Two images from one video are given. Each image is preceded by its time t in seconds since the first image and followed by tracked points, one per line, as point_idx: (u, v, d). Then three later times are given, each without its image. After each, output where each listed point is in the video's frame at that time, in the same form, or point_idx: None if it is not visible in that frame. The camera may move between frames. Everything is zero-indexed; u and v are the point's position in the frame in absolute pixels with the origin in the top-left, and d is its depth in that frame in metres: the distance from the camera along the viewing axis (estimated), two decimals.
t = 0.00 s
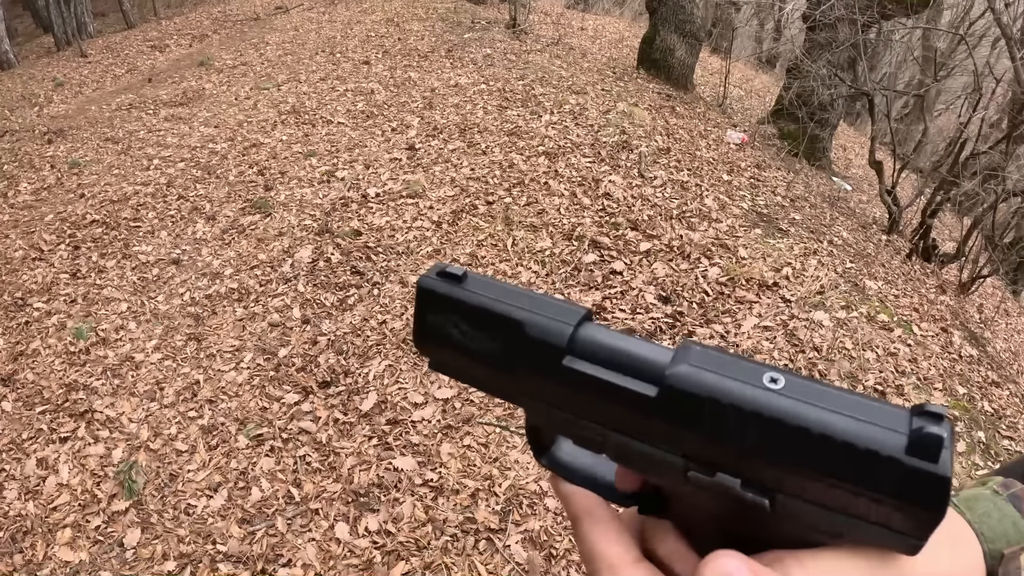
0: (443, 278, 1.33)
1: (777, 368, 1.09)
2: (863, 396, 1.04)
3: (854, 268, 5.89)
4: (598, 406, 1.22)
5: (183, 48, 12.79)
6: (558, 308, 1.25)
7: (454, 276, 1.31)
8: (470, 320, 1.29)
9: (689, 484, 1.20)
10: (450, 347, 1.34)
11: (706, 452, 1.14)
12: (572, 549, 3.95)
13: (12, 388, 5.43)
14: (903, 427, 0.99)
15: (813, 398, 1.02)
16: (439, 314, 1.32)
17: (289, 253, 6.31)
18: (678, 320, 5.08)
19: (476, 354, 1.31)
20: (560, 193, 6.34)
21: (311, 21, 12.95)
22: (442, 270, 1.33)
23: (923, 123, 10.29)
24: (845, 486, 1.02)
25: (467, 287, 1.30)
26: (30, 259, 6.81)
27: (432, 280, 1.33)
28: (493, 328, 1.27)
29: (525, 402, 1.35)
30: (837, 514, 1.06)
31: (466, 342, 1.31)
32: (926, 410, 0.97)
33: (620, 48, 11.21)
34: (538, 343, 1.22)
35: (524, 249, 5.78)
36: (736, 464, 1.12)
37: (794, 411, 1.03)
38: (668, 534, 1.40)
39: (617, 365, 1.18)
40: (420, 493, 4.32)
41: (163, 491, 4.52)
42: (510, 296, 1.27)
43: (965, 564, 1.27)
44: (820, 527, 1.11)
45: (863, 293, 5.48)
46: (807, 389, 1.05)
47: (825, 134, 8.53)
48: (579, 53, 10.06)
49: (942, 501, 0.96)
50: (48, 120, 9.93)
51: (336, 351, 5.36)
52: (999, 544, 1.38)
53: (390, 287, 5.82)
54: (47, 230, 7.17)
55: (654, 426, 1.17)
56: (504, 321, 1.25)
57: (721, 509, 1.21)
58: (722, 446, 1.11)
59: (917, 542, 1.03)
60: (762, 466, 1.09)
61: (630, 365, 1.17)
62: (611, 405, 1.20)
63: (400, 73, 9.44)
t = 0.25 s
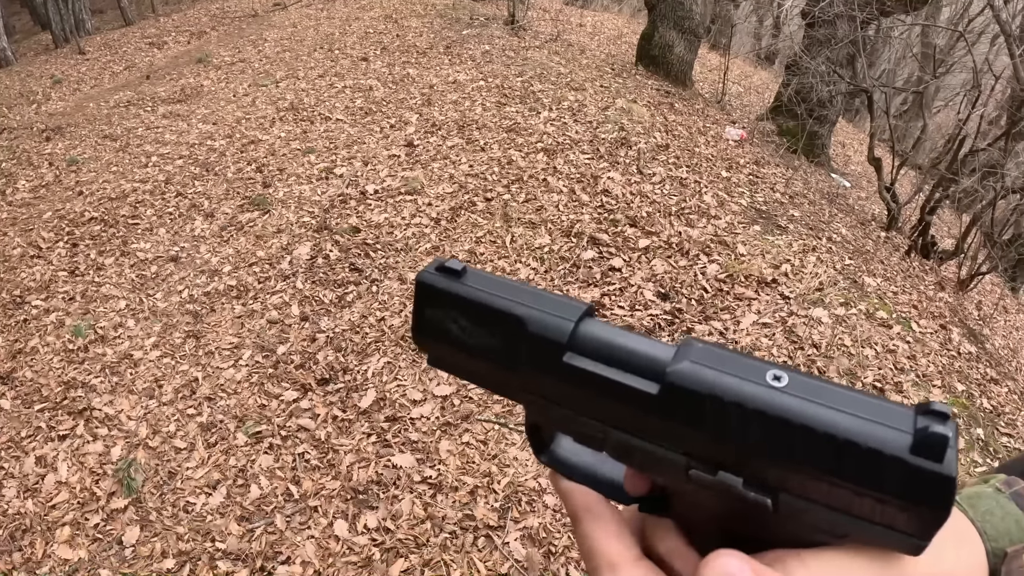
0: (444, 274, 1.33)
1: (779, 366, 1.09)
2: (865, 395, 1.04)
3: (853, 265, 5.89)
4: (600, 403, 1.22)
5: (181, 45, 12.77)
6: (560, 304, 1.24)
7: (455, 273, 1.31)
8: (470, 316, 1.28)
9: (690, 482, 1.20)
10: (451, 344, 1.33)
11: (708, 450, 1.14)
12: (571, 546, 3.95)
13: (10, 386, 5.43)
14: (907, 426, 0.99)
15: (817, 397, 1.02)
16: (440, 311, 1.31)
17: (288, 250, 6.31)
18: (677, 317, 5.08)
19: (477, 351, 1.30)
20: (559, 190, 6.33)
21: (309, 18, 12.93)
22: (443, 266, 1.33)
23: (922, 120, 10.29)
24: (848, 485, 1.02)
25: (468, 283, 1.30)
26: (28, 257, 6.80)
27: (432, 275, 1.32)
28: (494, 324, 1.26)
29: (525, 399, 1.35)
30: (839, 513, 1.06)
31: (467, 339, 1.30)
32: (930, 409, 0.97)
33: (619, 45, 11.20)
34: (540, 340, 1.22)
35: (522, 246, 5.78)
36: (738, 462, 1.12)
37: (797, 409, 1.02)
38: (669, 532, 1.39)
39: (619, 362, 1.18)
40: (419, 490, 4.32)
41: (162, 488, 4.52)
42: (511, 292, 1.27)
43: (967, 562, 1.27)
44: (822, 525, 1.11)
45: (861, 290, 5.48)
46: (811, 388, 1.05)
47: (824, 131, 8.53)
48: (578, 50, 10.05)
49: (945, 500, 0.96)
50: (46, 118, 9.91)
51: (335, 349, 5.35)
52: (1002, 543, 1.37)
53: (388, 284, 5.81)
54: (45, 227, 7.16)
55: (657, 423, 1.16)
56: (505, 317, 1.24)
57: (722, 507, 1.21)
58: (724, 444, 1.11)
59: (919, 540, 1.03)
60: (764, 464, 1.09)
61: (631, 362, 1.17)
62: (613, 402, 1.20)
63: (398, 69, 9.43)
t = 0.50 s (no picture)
0: (435, 279, 1.32)
1: (771, 372, 1.08)
2: (856, 401, 1.03)
3: (852, 262, 5.89)
4: (590, 408, 1.21)
5: (179, 42, 12.75)
6: (550, 310, 1.23)
7: (446, 277, 1.30)
8: (461, 321, 1.27)
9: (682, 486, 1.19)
10: (442, 348, 1.32)
11: (699, 455, 1.13)
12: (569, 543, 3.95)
13: (9, 384, 5.42)
14: (897, 432, 0.98)
15: (808, 403, 1.02)
16: (430, 316, 1.31)
17: (286, 247, 6.30)
18: (676, 314, 5.08)
19: (468, 355, 1.30)
20: (557, 187, 6.33)
21: (308, 15, 12.91)
22: (433, 270, 1.32)
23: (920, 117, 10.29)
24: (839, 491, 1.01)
25: (458, 287, 1.29)
26: (26, 255, 6.79)
27: (423, 280, 1.32)
28: (484, 330, 1.25)
29: (517, 404, 1.34)
30: (831, 518, 1.06)
31: (457, 344, 1.30)
32: (920, 415, 0.96)
33: (618, 41, 11.18)
34: (530, 346, 1.21)
35: (521, 243, 5.78)
36: (730, 467, 1.11)
37: (788, 416, 1.02)
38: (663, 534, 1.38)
39: (610, 367, 1.17)
40: (417, 488, 4.32)
41: (160, 486, 4.52)
42: (502, 297, 1.26)
43: (960, 565, 1.28)
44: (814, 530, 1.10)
45: (860, 287, 5.48)
46: (802, 394, 1.04)
47: (823, 127, 8.52)
48: (577, 46, 10.04)
49: (936, 507, 0.95)
50: (44, 115, 9.89)
51: (334, 346, 5.35)
52: (994, 545, 1.38)
53: (387, 281, 5.81)
54: (43, 225, 7.15)
55: (647, 429, 1.15)
56: (496, 322, 1.23)
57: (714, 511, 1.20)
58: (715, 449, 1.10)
59: (911, 546, 1.02)
60: (755, 469, 1.08)
61: (622, 368, 1.16)
62: (603, 407, 1.19)
63: (397, 66, 9.42)
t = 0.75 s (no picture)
0: (438, 269, 1.32)
1: (779, 364, 1.09)
2: (865, 392, 1.04)
3: (851, 259, 5.89)
4: (596, 400, 1.21)
5: (178, 39, 12.73)
6: (557, 300, 1.24)
7: (449, 268, 1.30)
8: (466, 313, 1.27)
9: (687, 479, 1.19)
10: (446, 340, 1.32)
11: (706, 446, 1.13)
12: (569, 540, 3.95)
13: (8, 382, 5.42)
14: (907, 423, 0.99)
15: (816, 393, 1.03)
16: (434, 307, 1.31)
17: (285, 244, 6.30)
18: (675, 311, 5.09)
19: (473, 347, 1.30)
20: (556, 184, 6.33)
21: (306, 12, 12.89)
22: (437, 261, 1.32)
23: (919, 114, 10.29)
24: (846, 481, 1.02)
25: (463, 279, 1.29)
26: (25, 252, 6.79)
27: (426, 271, 1.32)
28: (488, 321, 1.25)
29: (522, 397, 1.34)
30: (838, 510, 1.06)
31: (461, 335, 1.30)
32: (930, 405, 0.97)
33: (617, 38, 11.18)
34: (536, 337, 1.21)
35: (520, 240, 5.78)
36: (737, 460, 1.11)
37: (795, 405, 1.03)
38: (668, 528, 1.37)
39: (616, 359, 1.17)
40: (417, 485, 4.32)
41: (159, 484, 4.52)
42: (508, 288, 1.26)
43: (966, 559, 1.27)
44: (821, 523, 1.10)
45: (859, 284, 5.48)
46: (810, 385, 1.05)
47: (822, 124, 8.52)
48: (575, 43, 10.03)
49: (944, 497, 0.96)
50: (43, 113, 9.88)
51: (333, 343, 5.35)
52: (1000, 539, 1.37)
53: (386, 278, 5.81)
54: (42, 223, 7.14)
55: (654, 421, 1.16)
56: (501, 314, 1.23)
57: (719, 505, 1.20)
58: (722, 441, 1.10)
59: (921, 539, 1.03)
60: (762, 461, 1.08)
61: (628, 359, 1.17)
62: (609, 398, 1.19)
63: (395, 63, 9.41)
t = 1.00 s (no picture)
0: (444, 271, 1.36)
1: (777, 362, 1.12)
2: (861, 391, 1.06)
3: (850, 255, 5.89)
4: (598, 398, 1.24)
5: (176, 36, 12.71)
6: (560, 301, 1.27)
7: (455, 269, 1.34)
8: (472, 313, 1.31)
9: (688, 476, 1.21)
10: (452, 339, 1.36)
11: (706, 444, 1.15)
12: (568, 537, 3.95)
13: (7, 379, 5.42)
14: (903, 421, 1.01)
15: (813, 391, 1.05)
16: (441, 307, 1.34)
17: (284, 241, 6.29)
18: (674, 307, 5.09)
19: (478, 346, 1.33)
20: (555, 180, 6.32)
21: (305, 8, 12.86)
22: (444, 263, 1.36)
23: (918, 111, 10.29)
24: (844, 478, 1.04)
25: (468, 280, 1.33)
26: (23, 250, 6.78)
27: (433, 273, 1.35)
28: (493, 321, 1.29)
29: (526, 395, 1.37)
30: (836, 507, 1.08)
31: (467, 334, 1.33)
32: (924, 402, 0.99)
33: (616, 35, 11.16)
34: (541, 335, 1.25)
35: (519, 237, 5.78)
36: (736, 457, 1.13)
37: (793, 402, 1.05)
38: (667, 525, 1.38)
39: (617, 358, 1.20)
40: (416, 482, 4.32)
41: (159, 481, 4.52)
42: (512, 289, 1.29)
43: (963, 555, 1.30)
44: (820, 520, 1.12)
45: (858, 281, 5.49)
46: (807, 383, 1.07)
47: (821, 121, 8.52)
48: (574, 39, 10.02)
49: (940, 492, 0.98)
50: (40, 110, 9.87)
51: (332, 340, 5.35)
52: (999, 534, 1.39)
53: (385, 275, 5.80)
54: (40, 220, 7.13)
55: (655, 418, 1.18)
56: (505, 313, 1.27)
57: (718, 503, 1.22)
58: (722, 438, 1.12)
59: (918, 536, 1.04)
60: (761, 458, 1.11)
61: (630, 358, 1.19)
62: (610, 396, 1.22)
63: (394, 59, 9.39)
